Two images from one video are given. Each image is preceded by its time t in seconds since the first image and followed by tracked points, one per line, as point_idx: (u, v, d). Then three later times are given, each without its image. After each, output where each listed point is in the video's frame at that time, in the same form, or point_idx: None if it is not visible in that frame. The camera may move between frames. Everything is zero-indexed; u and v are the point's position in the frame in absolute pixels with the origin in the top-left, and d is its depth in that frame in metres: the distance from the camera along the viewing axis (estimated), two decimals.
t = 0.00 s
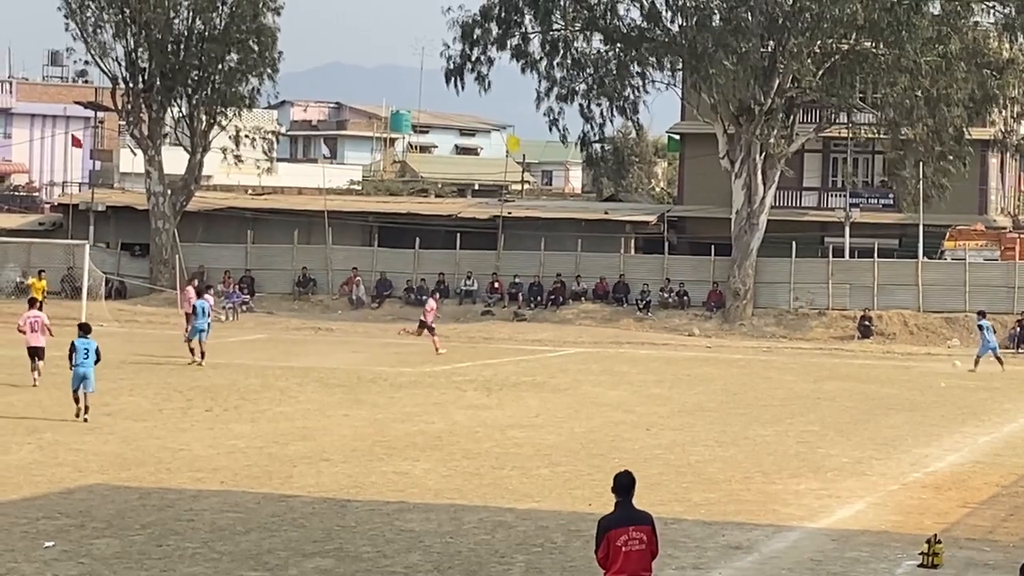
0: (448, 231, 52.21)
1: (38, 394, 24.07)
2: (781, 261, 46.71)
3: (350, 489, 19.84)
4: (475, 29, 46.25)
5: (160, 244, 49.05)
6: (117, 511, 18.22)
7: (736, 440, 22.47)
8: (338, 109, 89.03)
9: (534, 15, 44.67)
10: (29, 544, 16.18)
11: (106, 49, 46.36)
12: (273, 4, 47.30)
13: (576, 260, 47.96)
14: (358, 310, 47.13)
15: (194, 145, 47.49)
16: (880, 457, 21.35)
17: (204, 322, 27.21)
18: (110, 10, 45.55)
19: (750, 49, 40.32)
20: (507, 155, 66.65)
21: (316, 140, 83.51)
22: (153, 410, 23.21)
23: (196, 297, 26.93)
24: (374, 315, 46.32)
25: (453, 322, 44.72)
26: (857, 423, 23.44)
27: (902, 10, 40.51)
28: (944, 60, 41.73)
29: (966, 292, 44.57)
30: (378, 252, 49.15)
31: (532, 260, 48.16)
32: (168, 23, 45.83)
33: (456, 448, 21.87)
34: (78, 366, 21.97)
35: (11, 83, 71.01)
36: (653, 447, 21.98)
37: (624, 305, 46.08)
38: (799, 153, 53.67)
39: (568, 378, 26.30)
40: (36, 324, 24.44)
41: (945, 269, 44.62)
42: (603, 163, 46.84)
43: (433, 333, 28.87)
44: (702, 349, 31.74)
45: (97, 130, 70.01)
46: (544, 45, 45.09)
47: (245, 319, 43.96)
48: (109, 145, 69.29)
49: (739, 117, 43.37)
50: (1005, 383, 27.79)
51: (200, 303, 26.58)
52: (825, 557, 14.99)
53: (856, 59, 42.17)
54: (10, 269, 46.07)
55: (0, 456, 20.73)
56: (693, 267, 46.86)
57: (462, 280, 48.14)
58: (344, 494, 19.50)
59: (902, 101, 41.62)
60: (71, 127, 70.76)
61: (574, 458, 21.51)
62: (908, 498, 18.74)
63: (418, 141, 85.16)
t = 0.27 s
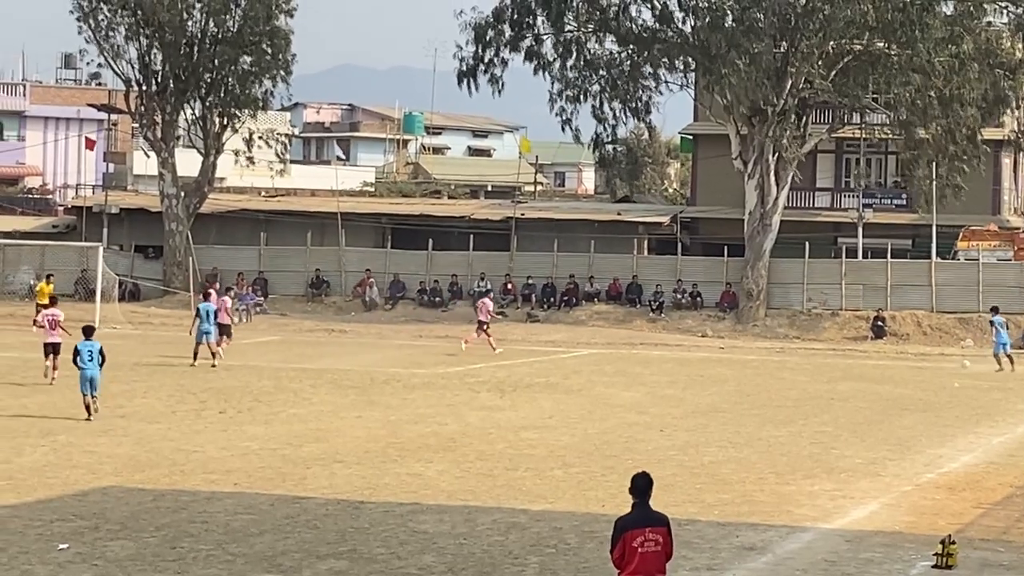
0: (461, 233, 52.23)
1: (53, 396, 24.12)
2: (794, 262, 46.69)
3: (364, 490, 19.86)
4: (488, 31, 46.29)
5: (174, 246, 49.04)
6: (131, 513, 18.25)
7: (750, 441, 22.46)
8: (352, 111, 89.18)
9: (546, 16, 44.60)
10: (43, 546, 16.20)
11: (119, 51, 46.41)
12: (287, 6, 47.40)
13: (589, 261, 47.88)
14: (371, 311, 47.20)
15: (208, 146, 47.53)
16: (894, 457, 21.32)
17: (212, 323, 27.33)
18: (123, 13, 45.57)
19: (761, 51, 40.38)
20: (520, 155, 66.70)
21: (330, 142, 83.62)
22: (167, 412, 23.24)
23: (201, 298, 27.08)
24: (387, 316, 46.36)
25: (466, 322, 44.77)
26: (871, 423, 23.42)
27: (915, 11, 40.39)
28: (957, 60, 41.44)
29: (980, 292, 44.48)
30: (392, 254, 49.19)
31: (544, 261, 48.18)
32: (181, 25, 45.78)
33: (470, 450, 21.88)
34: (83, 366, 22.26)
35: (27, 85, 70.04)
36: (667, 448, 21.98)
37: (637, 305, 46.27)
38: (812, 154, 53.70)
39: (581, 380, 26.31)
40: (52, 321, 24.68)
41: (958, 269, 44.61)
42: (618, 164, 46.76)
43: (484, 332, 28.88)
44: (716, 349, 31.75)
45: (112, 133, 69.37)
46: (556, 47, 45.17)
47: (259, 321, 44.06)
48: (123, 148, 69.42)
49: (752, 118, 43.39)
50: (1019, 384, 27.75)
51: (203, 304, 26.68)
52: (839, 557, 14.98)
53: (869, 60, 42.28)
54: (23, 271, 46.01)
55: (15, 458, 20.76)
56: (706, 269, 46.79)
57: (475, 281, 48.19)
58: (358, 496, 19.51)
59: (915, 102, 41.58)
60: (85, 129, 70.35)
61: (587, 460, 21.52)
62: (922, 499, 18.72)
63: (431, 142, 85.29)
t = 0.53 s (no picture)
0: (488, 234, 52.24)
1: (81, 398, 24.19)
2: (821, 262, 46.71)
3: (391, 491, 19.86)
4: (514, 32, 46.33)
5: (201, 248, 49.07)
6: (158, 514, 18.27)
7: (778, 441, 22.40)
8: (379, 112, 89.24)
9: (572, 17, 44.93)
10: (71, 547, 16.24)
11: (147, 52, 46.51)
12: (314, 8, 47.47)
13: (616, 261, 47.92)
14: (398, 311, 47.17)
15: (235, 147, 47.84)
16: (922, 458, 21.25)
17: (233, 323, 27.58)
18: (150, 13, 45.63)
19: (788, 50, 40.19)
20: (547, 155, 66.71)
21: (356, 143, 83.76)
22: (195, 413, 23.28)
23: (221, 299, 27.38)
24: (415, 317, 46.39)
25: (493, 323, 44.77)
26: (899, 423, 23.33)
27: (943, 7, 40.23)
28: (985, 59, 41.58)
29: (1009, 291, 44.24)
30: (418, 254, 49.22)
31: (570, 262, 48.14)
32: (209, 27, 45.79)
33: (497, 450, 21.88)
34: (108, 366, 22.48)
35: (54, 86, 66.68)
36: (694, 449, 21.94)
37: (664, 305, 46.14)
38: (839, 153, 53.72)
39: (608, 380, 26.28)
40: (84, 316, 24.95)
41: (986, 269, 44.47)
42: (644, 163, 46.72)
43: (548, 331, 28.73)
44: (743, 350, 31.71)
45: (138, 134, 68.55)
46: (583, 46, 45.25)
47: (287, 322, 44.15)
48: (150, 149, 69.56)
49: (779, 118, 43.35)
50: None
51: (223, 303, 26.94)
52: (868, 558, 14.92)
53: (897, 60, 41.88)
54: (51, 273, 46.35)
55: (44, 460, 20.82)
56: (732, 269, 46.82)
57: (502, 281, 48.17)
58: (385, 496, 19.51)
59: (941, 101, 41.45)
60: (112, 130, 68.10)
61: (614, 460, 21.48)
62: (950, 499, 18.64)
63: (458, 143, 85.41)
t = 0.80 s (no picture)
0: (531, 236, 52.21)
1: (125, 400, 24.28)
2: (863, 263, 46.47)
3: (435, 493, 19.86)
4: (556, 34, 46.39)
5: (244, 250, 49.07)
6: (202, 516, 18.28)
7: (822, 442, 22.35)
8: (420, 115, 89.29)
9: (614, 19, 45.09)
10: (115, 549, 16.25)
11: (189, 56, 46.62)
12: (356, 10, 47.32)
13: (659, 261, 47.71)
14: (441, 314, 46.97)
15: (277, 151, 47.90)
16: (967, 459, 21.16)
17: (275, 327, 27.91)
18: (191, 17, 45.70)
19: (831, 50, 40.22)
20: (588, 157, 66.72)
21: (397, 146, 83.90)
22: (238, 415, 23.33)
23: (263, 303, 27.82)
24: (458, 320, 46.37)
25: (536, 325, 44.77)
26: (944, 425, 23.24)
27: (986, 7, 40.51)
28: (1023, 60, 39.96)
29: None
30: (461, 256, 49.15)
31: (613, 263, 48.03)
32: (250, 29, 45.90)
33: (540, 452, 21.86)
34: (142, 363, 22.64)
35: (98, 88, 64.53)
36: (738, 450, 21.89)
37: (707, 306, 45.97)
38: (882, 155, 53.72)
39: (650, 382, 26.27)
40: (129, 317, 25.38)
41: None
42: (684, 165, 46.76)
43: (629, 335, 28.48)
44: (787, 351, 31.64)
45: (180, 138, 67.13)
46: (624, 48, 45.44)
47: (326, 325, 44.15)
48: (193, 152, 69.77)
49: (822, 118, 43.51)
50: None
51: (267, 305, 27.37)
52: (914, 560, 14.87)
53: (940, 59, 41.52)
54: (95, 275, 46.25)
55: (89, 462, 20.87)
56: (775, 271, 46.65)
57: (544, 283, 48.15)
58: (429, 499, 19.51)
59: (985, 101, 41.30)
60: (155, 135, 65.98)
61: (657, 462, 21.45)
62: (995, 501, 18.56)
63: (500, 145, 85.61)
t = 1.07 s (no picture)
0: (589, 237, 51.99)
1: (184, 403, 24.41)
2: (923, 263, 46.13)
3: (495, 495, 19.85)
4: (613, 35, 46.44)
5: (303, 253, 49.38)
6: (262, 519, 18.25)
7: (882, 443, 22.27)
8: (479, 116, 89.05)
9: (671, 20, 45.05)
10: (176, 551, 16.23)
11: (247, 60, 46.75)
12: (413, 12, 47.52)
13: (717, 263, 47.58)
14: (500, 316, 46.88)
15: (336, 154, 47.85)
16: None
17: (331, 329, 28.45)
18: (250, 21, 46.03)
19: (890, 51, 40.21)
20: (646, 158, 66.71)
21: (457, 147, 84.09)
22: (298, 418, 23.38)
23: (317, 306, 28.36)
24: (517, 322, 46.28)
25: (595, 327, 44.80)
26: (1003, 426, 23.12)
27: None
28: None
29: None
30: (520, 258, 48.81)
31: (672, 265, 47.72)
32: (307, 32, 46.09)
33: (598, 454, 21.84)
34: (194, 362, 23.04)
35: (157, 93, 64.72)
36: (797, 451, 21.85)
37: (766, 308, 45.84)
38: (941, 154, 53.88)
39: (709, 382, 26.27)
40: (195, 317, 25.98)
41: None
42: (741, 166, 46.88)
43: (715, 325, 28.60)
44: (846, 352, 31.59)
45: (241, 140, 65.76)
46: (682, 49, 45.53)
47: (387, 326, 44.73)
48: (252, 156, 69.94)
49: (882, 118, 43.11)
50: None
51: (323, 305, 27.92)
52: (973, 561, 14.81)
53: (1000, 58, 41.71)
54: (154, 278, 46.97)
55: (150, 464, 20.89)
56: (835, 271, 46.42)
57: (602, 285, 47.78)
58: (488, 500, 19.50)
59: None
60: (214, 137, 65.01)
61: (716, 463, 21.42)
62: None
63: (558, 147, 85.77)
